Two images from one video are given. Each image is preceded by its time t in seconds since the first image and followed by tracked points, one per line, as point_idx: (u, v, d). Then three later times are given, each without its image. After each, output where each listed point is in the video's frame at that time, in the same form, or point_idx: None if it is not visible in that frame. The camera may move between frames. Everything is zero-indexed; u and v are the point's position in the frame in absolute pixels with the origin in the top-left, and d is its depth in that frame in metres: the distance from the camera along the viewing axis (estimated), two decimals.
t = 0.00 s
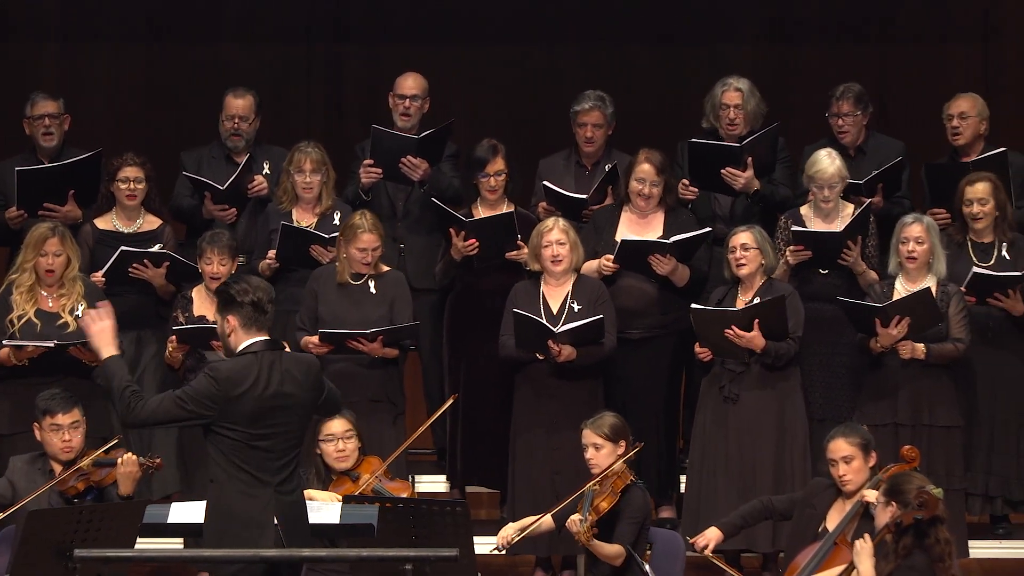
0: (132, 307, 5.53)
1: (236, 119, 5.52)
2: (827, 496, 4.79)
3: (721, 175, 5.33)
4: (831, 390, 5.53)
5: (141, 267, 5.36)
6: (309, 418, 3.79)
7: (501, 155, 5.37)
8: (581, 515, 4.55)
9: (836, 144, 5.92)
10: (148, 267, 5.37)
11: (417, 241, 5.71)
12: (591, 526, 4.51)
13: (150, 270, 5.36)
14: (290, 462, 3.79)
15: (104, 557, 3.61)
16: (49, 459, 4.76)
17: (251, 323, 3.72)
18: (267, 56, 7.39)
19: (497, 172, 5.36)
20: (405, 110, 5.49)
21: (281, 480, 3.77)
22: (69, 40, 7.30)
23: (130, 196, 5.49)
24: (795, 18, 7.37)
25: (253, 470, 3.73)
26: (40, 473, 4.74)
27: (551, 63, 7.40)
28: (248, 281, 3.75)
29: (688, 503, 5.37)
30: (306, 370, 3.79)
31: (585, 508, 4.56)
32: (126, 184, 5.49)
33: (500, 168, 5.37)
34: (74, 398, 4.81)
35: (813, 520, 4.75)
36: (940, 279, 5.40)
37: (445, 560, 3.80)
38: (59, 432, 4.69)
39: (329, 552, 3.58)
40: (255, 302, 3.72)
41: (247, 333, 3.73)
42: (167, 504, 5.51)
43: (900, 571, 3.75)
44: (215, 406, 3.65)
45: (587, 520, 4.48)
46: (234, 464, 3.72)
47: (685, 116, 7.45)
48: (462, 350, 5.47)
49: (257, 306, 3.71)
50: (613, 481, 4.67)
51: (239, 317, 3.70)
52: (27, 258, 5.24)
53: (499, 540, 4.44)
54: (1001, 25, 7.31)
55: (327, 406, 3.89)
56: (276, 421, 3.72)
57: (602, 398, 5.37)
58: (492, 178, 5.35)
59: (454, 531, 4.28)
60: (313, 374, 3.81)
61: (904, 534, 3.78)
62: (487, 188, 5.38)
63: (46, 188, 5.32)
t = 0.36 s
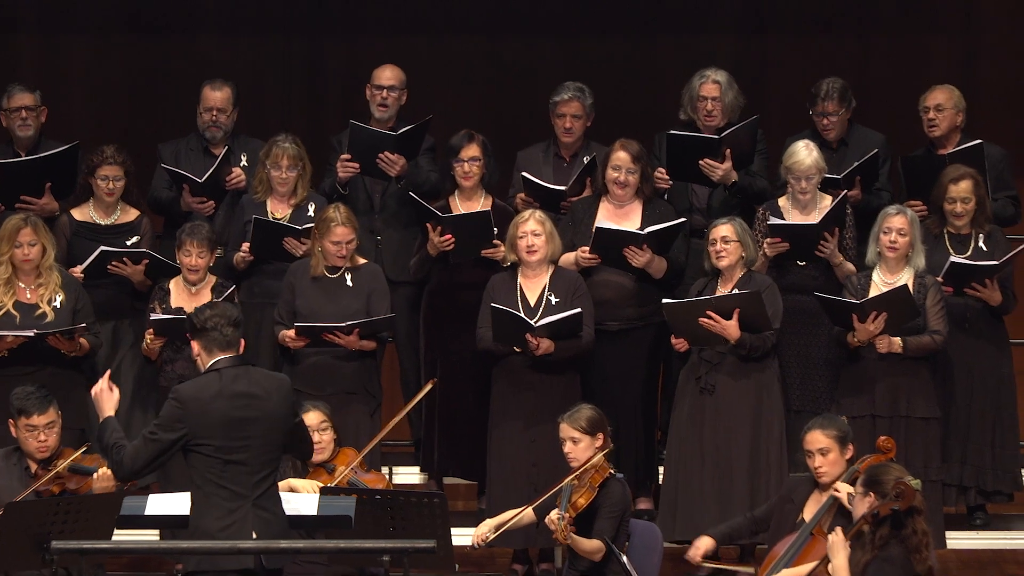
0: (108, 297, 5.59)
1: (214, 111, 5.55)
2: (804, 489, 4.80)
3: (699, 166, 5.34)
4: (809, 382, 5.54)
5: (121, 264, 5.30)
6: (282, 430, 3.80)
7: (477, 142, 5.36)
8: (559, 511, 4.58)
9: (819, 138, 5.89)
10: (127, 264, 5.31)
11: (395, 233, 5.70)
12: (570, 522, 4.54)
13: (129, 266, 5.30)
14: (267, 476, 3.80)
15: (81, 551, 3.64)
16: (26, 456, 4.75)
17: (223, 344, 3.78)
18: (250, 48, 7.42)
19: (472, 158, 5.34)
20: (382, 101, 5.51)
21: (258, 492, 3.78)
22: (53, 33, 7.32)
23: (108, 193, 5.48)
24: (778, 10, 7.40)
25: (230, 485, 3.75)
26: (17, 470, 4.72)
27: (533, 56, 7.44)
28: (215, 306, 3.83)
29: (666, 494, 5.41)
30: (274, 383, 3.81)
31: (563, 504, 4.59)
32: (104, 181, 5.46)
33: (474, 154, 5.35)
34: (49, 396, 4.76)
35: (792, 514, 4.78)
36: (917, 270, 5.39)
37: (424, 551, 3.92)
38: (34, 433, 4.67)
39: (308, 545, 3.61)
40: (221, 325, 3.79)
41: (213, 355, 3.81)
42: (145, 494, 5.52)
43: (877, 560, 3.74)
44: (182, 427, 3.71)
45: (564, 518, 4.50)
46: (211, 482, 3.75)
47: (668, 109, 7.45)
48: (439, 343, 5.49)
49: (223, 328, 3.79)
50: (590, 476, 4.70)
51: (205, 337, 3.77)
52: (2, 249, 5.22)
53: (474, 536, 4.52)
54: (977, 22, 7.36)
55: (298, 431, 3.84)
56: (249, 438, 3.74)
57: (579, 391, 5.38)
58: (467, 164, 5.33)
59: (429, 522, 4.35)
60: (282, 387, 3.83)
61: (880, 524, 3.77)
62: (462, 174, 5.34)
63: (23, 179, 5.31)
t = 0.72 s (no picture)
0: (87, 284, 5.55)
1: (191, 96, 5.56)
2: (780, 477, 4.85)
3: (676, 153, 5.34)
4: (786, 367, 5.55)
5: (100, 250, 5.26)
6: (254, 405, 3.73)
7: (451, 123, 5.42)
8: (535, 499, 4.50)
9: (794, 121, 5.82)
10: (106, 251, 5.26)
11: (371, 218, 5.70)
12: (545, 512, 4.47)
13: (108, 253, 5.26)
14: (239, 450, 3.72)
15: (56, 534, 3.55)
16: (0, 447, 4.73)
17: (206, 323, 3.74)
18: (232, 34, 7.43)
19: (446, 139, 5.39)
20: (358, 84, 5.50)
21: (228, 465, 3.70)
22: (33, 19, 7.31)
23: (85, 179, 5.46)
24: None
25: (199, 457, 3.67)
26: None
27: (515, 43, 7.47)
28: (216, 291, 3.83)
29: (644, 479, 5.41)
30: (247, 359, 3.75)
31: (538, 493, 4.52)
32: (82, 168, 5.45)
33: (448, 136, 5.40)
34: (25, 387, 4.75)
35: (770, 503, 4.85)
36: (895, 256, 5.37)
37: (399, 534, 3.86)
38: (10, 425, 4.65)
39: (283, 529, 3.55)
40: (209, 304, 3.75)
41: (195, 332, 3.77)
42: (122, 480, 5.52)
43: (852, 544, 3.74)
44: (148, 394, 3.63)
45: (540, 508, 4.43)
46: (179, 455, 3.67)
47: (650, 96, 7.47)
48: (414, 331, 5.47)
49: (209, 307, 3.75)
50: (566, 465, 4.63)
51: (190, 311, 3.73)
52: None
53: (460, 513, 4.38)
54: (956, 9, 7.37)
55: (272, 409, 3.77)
56: (216, 408, 3.67)
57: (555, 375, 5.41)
58: (441, 145, 5.37)
59: (405, 506, 4.30)
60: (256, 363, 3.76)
61: (856, 509, 3.75)
62: (436, 155, 5.39)
63: None
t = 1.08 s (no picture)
0: (67, 263, 5.55)
1: (169, 75, 5.55)
2: (759, 456, 4.87)
3: (651, 143, 5.39)
4: (766, 344, 5.54)
5: (77, 228, 5.29)
6: (229, 358, 4.05)
7: (428, 103, 5.41)
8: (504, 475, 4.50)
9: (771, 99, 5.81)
10: (84, 228, 5.30)
11: (350, 196, 5.72)
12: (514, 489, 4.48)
13: (86, 230, 5.29)
14: (212, 400, 4.06)
15: (35, 514, 3.62)
16: None
17: (198, 266, 4.04)
18: (214, 17, 7.44)
19: (423, 118, 5.40)
20: (336, 62, 5.51)
21: (200, 415, 4.05)
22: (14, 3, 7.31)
23: (61, 156, 5.48)
24: None
25: (174, 405, 4.02)
26: None
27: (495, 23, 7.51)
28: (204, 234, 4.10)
29: (624, 457, 5.41)
30: (228, 313, 4.05)
31: (509, 471, 4.54)
32: (58, 145, 5.47)
33: (426, 115, 5.40)
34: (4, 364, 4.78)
35: (749, 481, 4.85)
36: (873, 235, 5.34)
37: (379, 514, 3.93)
38: None
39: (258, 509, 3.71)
40: (197, 249, 4.05)
41: (181, 274, 4.05)
42: (103, 459, 5.52)
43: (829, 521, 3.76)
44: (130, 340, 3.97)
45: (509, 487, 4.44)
46: (156, 399, 4.03)
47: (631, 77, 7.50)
48: (394, 306, 5.53)
49: (197, 252, 4.05)
50: (538, 445, 4.66)
51: (179, 257, 4.03)
52: None
53: (463, 458, 4.54)
54: None
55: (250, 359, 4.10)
56: (192, 361, 4.00)
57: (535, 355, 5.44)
58: (419, 124, 5.38)
59: (385, 486, 4.40)
60: (237, 318, 4.06)
61: (836, 486, 3.77)
62: (413, 133, 5.40)
63: None
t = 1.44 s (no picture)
0: (45, 245, 5.56)
1: (150, 56, 5.57)
2: (740, 436, 4.77)
3: (629, 129, 5.37)
4: (746, 325, 5.55)
5: (53, 209, 5.28)
6: (214, 340, 3.98)
7: (408, 84, 5.41)
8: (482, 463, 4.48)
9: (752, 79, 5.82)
10: (59, 209, 5.27)
11: (330, 178, 5.74)
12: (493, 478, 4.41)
13: (61, 212, 5.27)
14: (196, 382, 3.99)
15: (15, 495, 3.57)
16: None
17: (172, 246, 3.95)
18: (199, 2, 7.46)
19: (402, 100, 5.39)
20: (316, 43, 5.51)
21: (185, 397, 3.97)
22: None
23: (39, 134, 5.48)
24: None
25: (158, 387, 3.93)
26: None
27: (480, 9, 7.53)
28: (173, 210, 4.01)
29: (604, 437, 5.41)
30: (212, 293, 3.99)
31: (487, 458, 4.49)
32: (33, 123, 5.47)
33: (405, 97, 5.40)
34: None
35: (730, 461, 4.77)
36: (855, 215, 5.31)
37: (361, 495, 3.79)
38: None
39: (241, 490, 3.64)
40: (170, 227, 3.95)
41: (158, 257, 3.97)
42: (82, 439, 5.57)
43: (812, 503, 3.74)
44: (114, 324, 3.85)
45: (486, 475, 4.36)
46: (140, 383, 3.93)
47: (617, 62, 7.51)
48: (374, 286, 5.55)
49: (171, 231, 3.95)
50: (516, 431, 4.58)
51: (152, 236, 3.94)
52: None
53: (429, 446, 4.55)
54: None
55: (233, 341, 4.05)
56: (179, 342, 3.92)
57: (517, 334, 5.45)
58: (397, 106, 5.38)
59: (367, 468, 4.23)
60: (220, 298, 4.00)
61: (818, 467, 3.74)
62: (392, 116, 5.40)
63: None
